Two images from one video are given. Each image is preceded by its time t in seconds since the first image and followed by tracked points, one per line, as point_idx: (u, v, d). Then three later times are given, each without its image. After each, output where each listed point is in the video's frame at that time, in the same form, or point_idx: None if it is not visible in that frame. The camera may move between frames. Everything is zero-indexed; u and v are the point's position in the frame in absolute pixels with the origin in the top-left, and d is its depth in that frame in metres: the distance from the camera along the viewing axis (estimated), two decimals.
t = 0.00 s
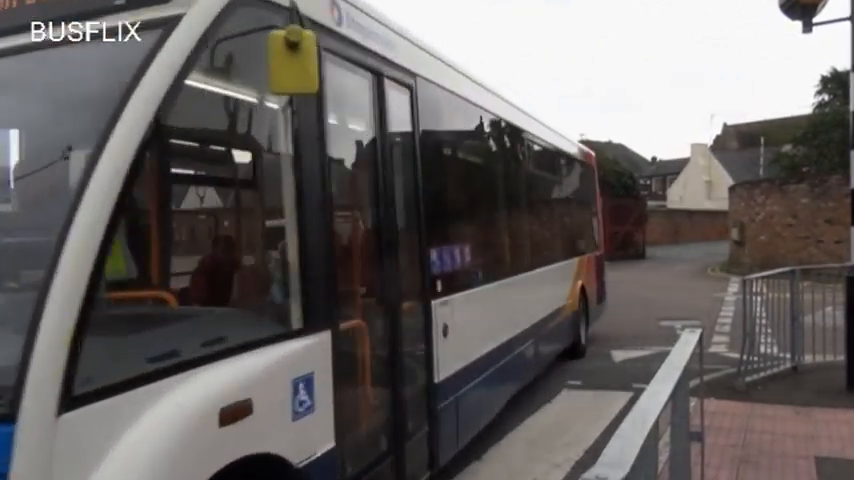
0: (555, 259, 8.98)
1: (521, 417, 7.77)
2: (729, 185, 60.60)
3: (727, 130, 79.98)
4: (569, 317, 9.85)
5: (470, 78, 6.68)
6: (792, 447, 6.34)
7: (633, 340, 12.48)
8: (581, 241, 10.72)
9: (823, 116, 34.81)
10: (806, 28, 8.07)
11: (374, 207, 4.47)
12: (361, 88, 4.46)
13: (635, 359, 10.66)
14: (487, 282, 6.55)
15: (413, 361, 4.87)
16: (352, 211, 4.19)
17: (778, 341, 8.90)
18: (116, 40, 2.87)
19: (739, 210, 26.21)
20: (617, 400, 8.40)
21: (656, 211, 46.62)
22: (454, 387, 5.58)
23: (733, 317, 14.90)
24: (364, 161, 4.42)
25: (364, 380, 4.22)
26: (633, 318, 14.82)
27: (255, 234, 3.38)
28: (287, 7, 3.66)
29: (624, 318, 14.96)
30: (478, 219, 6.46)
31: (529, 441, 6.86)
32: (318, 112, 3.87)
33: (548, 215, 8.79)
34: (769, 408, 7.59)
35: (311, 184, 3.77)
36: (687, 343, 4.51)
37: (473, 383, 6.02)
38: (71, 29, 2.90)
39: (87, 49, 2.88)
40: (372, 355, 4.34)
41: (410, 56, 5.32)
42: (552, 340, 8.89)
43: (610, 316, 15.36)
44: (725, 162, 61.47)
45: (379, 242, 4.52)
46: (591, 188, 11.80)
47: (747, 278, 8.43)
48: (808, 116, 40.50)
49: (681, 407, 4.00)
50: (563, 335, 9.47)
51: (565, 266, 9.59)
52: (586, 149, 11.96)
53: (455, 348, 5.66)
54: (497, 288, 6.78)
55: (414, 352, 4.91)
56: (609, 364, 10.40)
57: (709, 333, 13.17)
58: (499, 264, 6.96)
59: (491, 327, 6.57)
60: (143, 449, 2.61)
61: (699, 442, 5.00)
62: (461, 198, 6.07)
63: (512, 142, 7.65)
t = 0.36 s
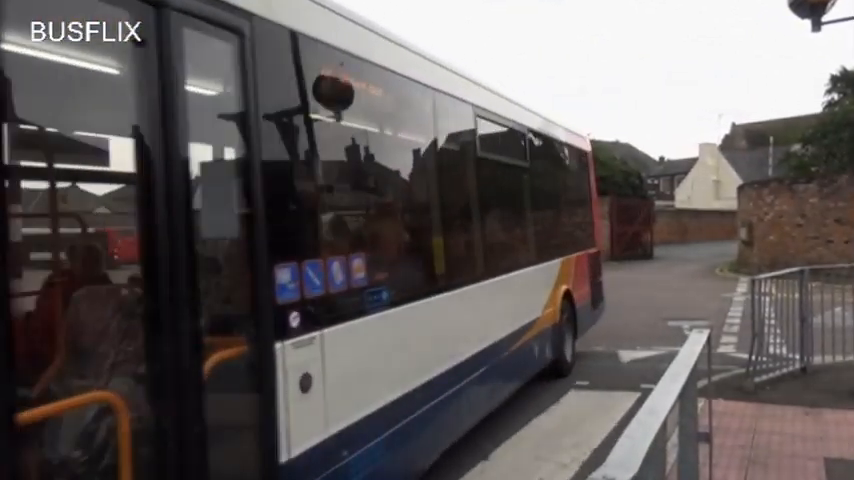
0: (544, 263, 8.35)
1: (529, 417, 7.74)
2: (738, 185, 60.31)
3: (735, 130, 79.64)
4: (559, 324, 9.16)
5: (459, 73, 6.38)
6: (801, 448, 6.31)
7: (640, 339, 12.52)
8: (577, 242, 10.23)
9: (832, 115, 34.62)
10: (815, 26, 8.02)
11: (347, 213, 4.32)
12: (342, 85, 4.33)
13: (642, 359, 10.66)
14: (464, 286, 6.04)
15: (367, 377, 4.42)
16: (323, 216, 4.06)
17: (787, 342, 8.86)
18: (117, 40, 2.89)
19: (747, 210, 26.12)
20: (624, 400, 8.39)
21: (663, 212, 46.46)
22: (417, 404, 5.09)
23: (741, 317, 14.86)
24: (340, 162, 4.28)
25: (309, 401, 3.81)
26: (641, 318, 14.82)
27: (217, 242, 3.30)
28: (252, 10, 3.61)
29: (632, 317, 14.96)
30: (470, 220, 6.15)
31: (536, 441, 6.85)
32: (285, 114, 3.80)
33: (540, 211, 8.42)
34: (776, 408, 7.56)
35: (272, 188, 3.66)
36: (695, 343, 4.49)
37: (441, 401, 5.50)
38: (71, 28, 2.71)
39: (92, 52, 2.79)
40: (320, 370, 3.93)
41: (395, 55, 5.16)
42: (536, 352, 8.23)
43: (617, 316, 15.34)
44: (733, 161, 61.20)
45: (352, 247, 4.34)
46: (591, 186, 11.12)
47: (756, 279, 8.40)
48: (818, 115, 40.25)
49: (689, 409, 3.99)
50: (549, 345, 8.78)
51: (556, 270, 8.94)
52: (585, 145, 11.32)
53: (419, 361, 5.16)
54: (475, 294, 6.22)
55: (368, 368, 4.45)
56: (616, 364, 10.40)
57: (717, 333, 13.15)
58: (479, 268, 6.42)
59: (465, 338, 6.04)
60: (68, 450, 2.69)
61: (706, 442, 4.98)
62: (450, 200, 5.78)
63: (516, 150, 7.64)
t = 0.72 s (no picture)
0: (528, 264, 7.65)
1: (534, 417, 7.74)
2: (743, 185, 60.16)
3: (739, 129, 79.48)
4: (540, 337, 7.95)
5: (464, 79, 6.56)
6: (807, 449, 6.29)
7: (643, 339, 12.53)
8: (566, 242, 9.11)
9: (838, 115, 34.50)
10: (821, 26, 8.00)
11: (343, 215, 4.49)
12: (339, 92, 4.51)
13: (646, 359, 10.65)
14: (431, 291, 5.53)
15: (311, 394, 4.00)
16: (318, 219, 4.21)
17: (793, 342, 8.83)
18: (117, 40, 3.05)
19: (752, 209, 26.07)
20: (629, 401, 8.38)
21: (668, 212, 46.39)
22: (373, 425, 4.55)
23: (745, 317, 14.83)
24: (335, 166, 4.44)
25: (233, 417, 3.44)
26: (646, 319, 14.81)
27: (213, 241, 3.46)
28: (253, 23, 3.78)
29: (637, 317, 14.97)
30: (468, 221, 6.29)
31: (541, 442, 6.85)
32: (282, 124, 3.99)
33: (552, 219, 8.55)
34: (781, 408, 7.54)
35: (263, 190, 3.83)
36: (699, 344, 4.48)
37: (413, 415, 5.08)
38: (71, 28, 2.86)
39: (92, 52, 2.95)
40: (261, 382, 3.63)
41: (398, 64, 5.32)
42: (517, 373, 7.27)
43: (621, 316, 15.33)
44: (738, 161, 61.06)
45: (349, 249, 4.49)
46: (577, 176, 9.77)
47: (761, 279, 8.36)
48: (823, 114, 40.13)
49: (694, 409, 3.98)
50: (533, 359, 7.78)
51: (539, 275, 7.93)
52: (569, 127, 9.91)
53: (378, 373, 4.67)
54: (444, 301, 5.67)
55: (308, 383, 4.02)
56: (620, 364, 10.40)
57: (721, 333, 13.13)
58: (459, 269, 6.07)
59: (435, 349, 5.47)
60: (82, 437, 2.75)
61: (712, 443, 4.97)
62: (447, 203, 5.93)
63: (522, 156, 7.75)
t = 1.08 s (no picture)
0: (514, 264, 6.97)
1: (536, 417, 7.75)
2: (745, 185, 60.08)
3: (741, 129, 79.41)
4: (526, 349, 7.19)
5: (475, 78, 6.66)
6: (809, 449, 6.29)
7: (644, 339, 12.55)
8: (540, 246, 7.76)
9: (840, 115, 34.43)
10: (823, 26, 7.99)
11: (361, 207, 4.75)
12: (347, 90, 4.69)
13: (648, 359, 10.65)
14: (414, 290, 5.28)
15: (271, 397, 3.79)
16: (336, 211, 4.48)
17: (795, 342, 8.82)
18: (117, 40, 3.13)
19: (754, 209, 26.05)
20: (631, 400, 8.39)
21: (669, 212, 46.37)
22: (346, 428, 4.37)
23: (747, 317, 14.83)
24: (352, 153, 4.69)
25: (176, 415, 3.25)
26: (648, 319, 14.81)
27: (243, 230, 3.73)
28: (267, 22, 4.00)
29: (638, 317, 15.00)
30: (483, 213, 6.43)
31: (544, 442, 6.85)
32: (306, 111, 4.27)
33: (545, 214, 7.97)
34: (782, 408, 7.54)
35: (282, 182, 4.04)
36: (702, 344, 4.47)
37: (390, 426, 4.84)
38: (70, 28, 2.93)
39: (91, 50, 3.01)
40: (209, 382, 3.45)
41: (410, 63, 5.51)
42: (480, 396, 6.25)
43: (623, 316, 15.33)
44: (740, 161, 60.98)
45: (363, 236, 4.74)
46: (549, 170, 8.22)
47: (763, 279, 8.36)
48: (824, 114, 40.08)
49: (697, 409, 3.98)
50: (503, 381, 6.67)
51: (508, 284, 6.76)
52: (540, 108, 8.35)
53: (356, 374, 4.50)
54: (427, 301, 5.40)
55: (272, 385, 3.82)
56: (623, 364, 10.40)
57: (723, 333, 13.13)
58: (464, 264, 6.05)
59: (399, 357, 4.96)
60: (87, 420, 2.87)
61: (714, 443, 4.96)
62: (462, 195, 6.10)
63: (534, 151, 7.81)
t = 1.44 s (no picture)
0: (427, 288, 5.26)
1: (537, 417, 7.74)
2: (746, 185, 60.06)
3: (743, 129, 79.37)
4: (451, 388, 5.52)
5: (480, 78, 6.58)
6: (810, 449, 6.27)
7: (646, 339, 12.53)
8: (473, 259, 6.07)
9: (842, 115, 34.38)
10: (825, 25, 7.98)
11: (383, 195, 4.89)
12: (367, 83, 4.77)
13: (649, 359, 10.64)
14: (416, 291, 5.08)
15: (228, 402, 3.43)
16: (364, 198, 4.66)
17: (797, 342, 8.81)
18: (116, 40, 3.03)
19: (756, 209, 26.01)
20: (632, 400, 8.39)
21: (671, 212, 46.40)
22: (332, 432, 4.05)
23: (749, 317, 14.82)
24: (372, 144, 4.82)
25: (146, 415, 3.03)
26: (649, 319, 14.78)
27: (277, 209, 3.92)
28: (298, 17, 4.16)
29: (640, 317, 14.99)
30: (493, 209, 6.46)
31: (545, 442, 6.83)
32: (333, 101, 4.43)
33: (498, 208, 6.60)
34: (783, 409, 7.53)
35: (309, 167, 4.20)
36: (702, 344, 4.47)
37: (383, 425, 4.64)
38: (70, 28, 2.83)
39: (92, 52, 2.91)
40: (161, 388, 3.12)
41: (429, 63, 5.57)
42: (409, 444, 4.98)
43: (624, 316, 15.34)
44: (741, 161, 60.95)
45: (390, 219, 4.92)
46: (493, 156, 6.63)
47: (764, 279, 8.36)
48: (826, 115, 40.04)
49: (698, 410, 3.97)
50: (455, 414, 5.59)
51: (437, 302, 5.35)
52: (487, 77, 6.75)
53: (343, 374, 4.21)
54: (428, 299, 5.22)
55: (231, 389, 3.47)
56: (623, 364, 10.40)
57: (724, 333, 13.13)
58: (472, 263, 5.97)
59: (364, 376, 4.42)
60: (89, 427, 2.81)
61: (715, 444, 4.95)
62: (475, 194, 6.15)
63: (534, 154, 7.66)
